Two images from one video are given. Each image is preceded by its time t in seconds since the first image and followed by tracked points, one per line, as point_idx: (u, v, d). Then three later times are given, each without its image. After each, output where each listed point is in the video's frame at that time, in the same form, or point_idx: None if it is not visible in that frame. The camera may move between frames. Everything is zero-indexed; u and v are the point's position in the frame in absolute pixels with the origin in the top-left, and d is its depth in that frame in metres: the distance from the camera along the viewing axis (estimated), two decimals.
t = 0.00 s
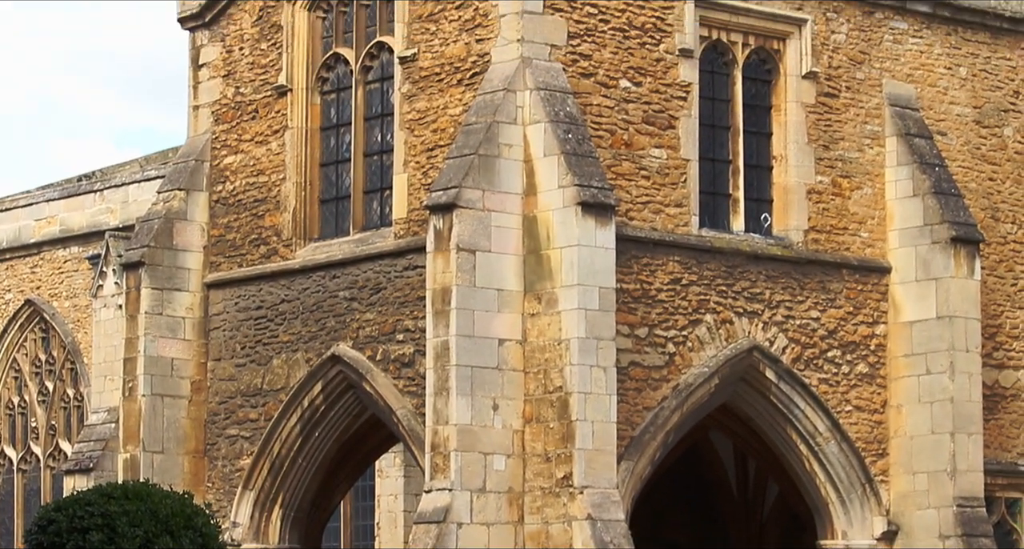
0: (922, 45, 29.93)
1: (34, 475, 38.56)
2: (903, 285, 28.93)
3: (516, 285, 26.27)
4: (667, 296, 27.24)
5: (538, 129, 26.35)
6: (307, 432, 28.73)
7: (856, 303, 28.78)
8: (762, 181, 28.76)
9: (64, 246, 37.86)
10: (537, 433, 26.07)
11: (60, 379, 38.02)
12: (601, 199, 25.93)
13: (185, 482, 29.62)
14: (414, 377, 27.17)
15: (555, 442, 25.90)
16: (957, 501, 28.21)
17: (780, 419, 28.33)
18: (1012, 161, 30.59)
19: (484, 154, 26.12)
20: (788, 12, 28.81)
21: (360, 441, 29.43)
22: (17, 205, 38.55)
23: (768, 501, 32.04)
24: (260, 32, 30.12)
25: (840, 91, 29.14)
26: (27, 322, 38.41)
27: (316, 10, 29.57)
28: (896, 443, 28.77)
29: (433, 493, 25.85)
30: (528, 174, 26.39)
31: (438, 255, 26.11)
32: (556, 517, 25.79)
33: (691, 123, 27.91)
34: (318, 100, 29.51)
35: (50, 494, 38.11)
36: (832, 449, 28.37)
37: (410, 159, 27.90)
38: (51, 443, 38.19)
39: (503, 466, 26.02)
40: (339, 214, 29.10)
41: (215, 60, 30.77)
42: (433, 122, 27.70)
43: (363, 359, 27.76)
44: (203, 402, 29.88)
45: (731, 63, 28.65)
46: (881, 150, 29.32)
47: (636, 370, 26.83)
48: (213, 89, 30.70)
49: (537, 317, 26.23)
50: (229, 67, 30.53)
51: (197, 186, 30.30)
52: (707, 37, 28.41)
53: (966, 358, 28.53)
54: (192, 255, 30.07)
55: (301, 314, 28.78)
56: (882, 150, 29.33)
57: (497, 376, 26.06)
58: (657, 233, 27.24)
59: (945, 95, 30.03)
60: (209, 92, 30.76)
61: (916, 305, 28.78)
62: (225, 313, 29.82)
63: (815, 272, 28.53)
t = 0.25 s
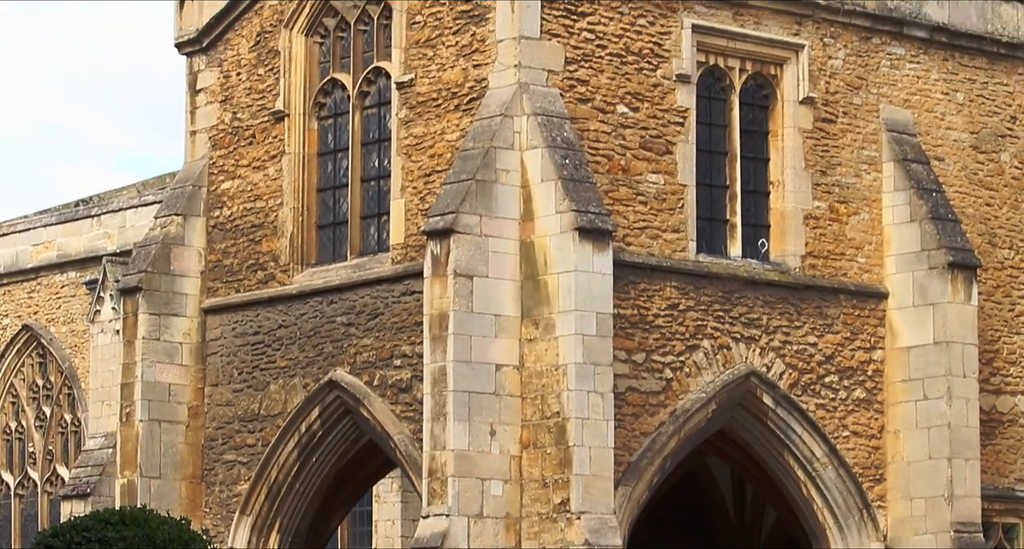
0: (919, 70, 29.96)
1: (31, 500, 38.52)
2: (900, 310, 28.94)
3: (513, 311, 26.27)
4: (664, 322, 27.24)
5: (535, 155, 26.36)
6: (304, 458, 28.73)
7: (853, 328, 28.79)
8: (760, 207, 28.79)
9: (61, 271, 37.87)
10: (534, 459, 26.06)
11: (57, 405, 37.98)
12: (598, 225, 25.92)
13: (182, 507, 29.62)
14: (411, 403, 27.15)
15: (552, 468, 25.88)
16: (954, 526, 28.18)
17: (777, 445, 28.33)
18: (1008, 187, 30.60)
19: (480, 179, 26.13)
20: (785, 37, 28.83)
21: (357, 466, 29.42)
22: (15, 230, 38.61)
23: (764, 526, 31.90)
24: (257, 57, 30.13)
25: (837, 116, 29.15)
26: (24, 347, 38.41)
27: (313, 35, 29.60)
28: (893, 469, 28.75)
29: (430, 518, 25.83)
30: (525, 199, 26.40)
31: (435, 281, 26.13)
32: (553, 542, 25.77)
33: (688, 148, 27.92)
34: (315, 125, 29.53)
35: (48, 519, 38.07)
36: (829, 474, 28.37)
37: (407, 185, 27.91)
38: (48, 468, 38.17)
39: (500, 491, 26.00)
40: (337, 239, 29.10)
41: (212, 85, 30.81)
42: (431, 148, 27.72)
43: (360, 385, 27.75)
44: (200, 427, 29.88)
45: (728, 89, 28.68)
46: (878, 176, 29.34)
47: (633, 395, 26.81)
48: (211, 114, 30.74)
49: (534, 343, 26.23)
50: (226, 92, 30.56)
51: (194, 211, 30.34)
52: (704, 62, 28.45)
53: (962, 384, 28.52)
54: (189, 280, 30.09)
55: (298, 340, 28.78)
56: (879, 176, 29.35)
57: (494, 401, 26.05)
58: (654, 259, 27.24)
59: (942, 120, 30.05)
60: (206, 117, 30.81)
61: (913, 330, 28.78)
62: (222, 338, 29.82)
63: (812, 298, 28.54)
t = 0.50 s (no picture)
0: (916, 98, 29.99)
1: (28, 528, 38.47)
2: (898, 338, 28.95)
3: (511, 339, 26.27)
4: (662, 350, 27.24)
5: (533, 182, 26.37)
6: (302, 486, 28.71)
7: (850, 356, 28.79)
8: (757, 234, 28.79)
9: (58, 299, 37.88)
10: (532, 486, 26.03)
11: (55, 433, 37.94)
12: (595, 252, 25.92)
13: (180, 535, 29.62)
14: (409, 431, 27.13)
15: (550, 495, 25.85)
16: None
17: (775, 472, 28.32)
18: (1006, 214, 30.61)
19: (478, 207, 26.13)
20: (783, 64, 28.85)
21: (354, 494, 29.42)
22: (13, 257, 38.67)
23: None
24: (255, 84, 30.13)
25: (835, 144, 29.17)
26: (22, 375, 38.40)
27: (311, 63, 29.60)
28: (891, 496, 28.76)
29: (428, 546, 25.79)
30: (522, 227, 26.41)
31: (433, 309, 26.15)
32: None
33: (686, 176, 27.95)
34: (313, 153, 29.54)
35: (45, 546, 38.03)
36: (827, 502, 28.36)
37: (404, 213, 27.93)
38: (45, 495, 38.11)
39: (498, 519, 25.95)
40: (334, 267, 29.11)
41: (210, 112, 30.86)
42: (429, 176, 27.72)
43: (358, 413, 27.73)
44: (198, 454, 29.86)
45: (726, 116, 28.68)
46: (876, 203, 29.36)
47: (631, 423, 26.79)
48: (209, 141, 30.78)
49: (532, 371, 26.22)
50: (224, 120, 30.60)
51: (192, 239, 30.34)
52: (702, 90, 28.46)
53: (960, 411, 28.48)
54: (186, 308, 30.09)
55: (296, 368, 28.77)
56: (877, 204, 29.37)
57: (492, 429, 26.02)
58: (652, 286, 27.24)
59: (939, 148, 30.06)
60: (204, 144, 30.84)
61: (911, 358, 28.79)
62: (220, 366, 29.82)
63: (810, 326, 28.54)
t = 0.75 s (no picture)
0: (914, 131, 30.01)
1: None
2: (895, 371, 28.95)
3: (508, 372, 26.25)
4: (659, 383, 27.22)
5: (530, 215, 26.38)
6: (299, 518, 28.67)
7: (848, 389, 28.78)
8: (755, 267, 28.79)
9: (56, 330, 37.87)
10: (529, 519, 25.96)
11: (52, 464, 37.90)
12: (593, 285, 25.93)
13: None
14: (406, 463, 27.08)
15: (547, 528, 25.78)
16: None
17: (772, 506, 28.28)
18: (1004, 248, 30.61)
19: (476, 240, 26.15)
20: (780, 97, 28.87)
21: (352, 527, 29.35)
22: (10, 289, 38.71)
23: None
24: (253, 116, 30.15)
25: (832, 177, 29.20)
26: (19, 407, 38.37)
27: (309, 95, 29.62)
28: (889, 530, 28.73)
29: None
30: (520, 260, 26.41)
31: (430, 342, 26.12)
32: None
33: (683, 209, 27.96)
34: (310, 186, 29.57)
35: None
36: (824, 536, 28.30)
37: (402, 246, 27.94)
38: (42, 527, 38.05)
39: None
40: (332, 299, 29.11)
41: (208, 145, 30.88)
42: (426, 208, 27.73)
43: (355, 445, 27.71)
44: (195, 487, 29.83)
45: (723, 149, 28.66)
46: (873, 236, 29.37)
47: (628, 456, 26.77)
48: (206, 174, 30.80)
49: (529, 404, 26.21)
50: (222, 152, 30.63)
51: (189, 271, 30.32)
52: (699, 123, 28.47)
53: (958, 445, 28.43)
54: (183, 340, 30.09)
55: (293, 401, 28.76)
56: (875, 237, 29.38)
57: (489, 462, 26.00)
58: (649, 319, 27.24)
59: (937, 181, 30.07)
60: (201, 177, 30.86)
61: (909, 392, 28.78)
62: (217, 399, 29.83)
63: (807, 359, 28.54)
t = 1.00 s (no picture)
0: (911, 162, 30.03)
1: None
2: (893, 403, 28.96)
3: (505, 403, 26.26)
4: (657, 414, 27.20)
5: (528, 246, 26.39)
6: None
7: (845, 420, 28.78)
8: (752, 298, 28.80)
9: (53, 361, 37.88)
10: None
11: (48, 494, 37.85)
12: (590, 316, 25.92)
13: None
14: (403, 494, 27.03)
15: None
16: None
17: (769, 537, 28.14)
18: (1001, 279, 30.62)
19: (473, 270, 26.17)
20: (778, 128, 28.89)
21: None
22: (7, 319, 38.81)
23: None
24: (251, 147, 30.18)
25: (830, 208, 29.22)
26: (16, 437, 38.35)
27: (307, 125, 29.66)
28: None
29: None
30: (517, 291, 26.42)
31: (428, 373, 26.12)
32: None
33: (681, 240, 27.98)
34: (308, 217, 29.58)
35: None
36: None
37: (400, 276, 27.95)
38: None
39: None
40: (330, 329, 29.08)
41: (205, 175, 30.97)
42: (424, 239, 27.74)
43: (353, 476, 27.69)
44: (192, 517, 29.82)
45: (720, 180, 28.69)
46: (871, 267, 29.41)
47: (625, 487, 26.76)
48: (204, 204, 30.86)
49: (526, 435, 26.21)
50: (219, 183, 30.69)
51: (186, 301, 30.35)
52: (697, 154, 28.48)
53: (955, 476, 28.41)
54: (181, 371, 30.10)
55: (290, 431, 28.75)
56: (872, 268, 29.41)
57: (487, 493, 25.99)
58: (647, 350, 27.24)
59: (934, 212, 30.10)
60: (199, 207, 30.93)
61: (906, 423, 28.78)
62: (214, 429, 29.84)
63: (804, 390, 28.54)
